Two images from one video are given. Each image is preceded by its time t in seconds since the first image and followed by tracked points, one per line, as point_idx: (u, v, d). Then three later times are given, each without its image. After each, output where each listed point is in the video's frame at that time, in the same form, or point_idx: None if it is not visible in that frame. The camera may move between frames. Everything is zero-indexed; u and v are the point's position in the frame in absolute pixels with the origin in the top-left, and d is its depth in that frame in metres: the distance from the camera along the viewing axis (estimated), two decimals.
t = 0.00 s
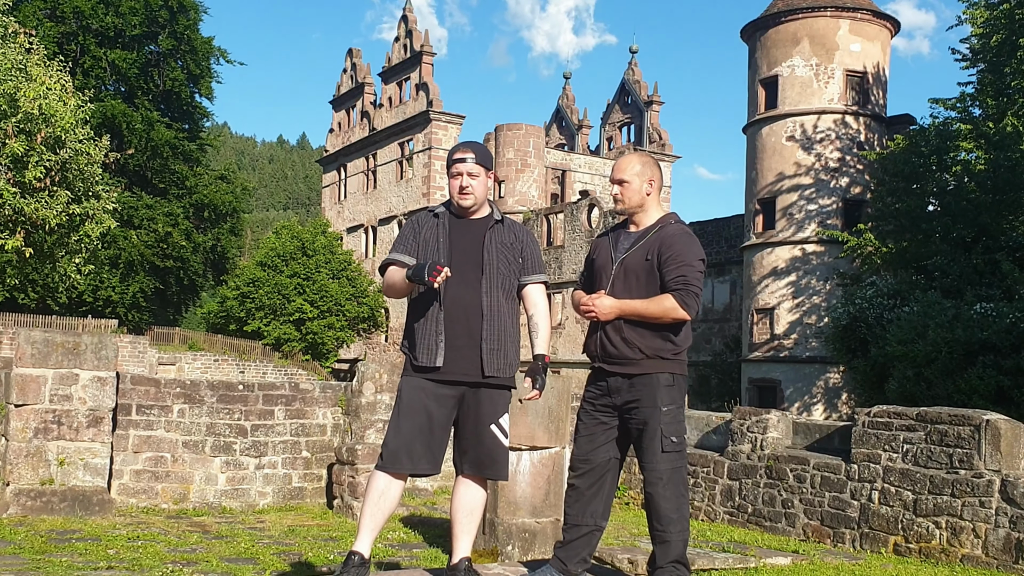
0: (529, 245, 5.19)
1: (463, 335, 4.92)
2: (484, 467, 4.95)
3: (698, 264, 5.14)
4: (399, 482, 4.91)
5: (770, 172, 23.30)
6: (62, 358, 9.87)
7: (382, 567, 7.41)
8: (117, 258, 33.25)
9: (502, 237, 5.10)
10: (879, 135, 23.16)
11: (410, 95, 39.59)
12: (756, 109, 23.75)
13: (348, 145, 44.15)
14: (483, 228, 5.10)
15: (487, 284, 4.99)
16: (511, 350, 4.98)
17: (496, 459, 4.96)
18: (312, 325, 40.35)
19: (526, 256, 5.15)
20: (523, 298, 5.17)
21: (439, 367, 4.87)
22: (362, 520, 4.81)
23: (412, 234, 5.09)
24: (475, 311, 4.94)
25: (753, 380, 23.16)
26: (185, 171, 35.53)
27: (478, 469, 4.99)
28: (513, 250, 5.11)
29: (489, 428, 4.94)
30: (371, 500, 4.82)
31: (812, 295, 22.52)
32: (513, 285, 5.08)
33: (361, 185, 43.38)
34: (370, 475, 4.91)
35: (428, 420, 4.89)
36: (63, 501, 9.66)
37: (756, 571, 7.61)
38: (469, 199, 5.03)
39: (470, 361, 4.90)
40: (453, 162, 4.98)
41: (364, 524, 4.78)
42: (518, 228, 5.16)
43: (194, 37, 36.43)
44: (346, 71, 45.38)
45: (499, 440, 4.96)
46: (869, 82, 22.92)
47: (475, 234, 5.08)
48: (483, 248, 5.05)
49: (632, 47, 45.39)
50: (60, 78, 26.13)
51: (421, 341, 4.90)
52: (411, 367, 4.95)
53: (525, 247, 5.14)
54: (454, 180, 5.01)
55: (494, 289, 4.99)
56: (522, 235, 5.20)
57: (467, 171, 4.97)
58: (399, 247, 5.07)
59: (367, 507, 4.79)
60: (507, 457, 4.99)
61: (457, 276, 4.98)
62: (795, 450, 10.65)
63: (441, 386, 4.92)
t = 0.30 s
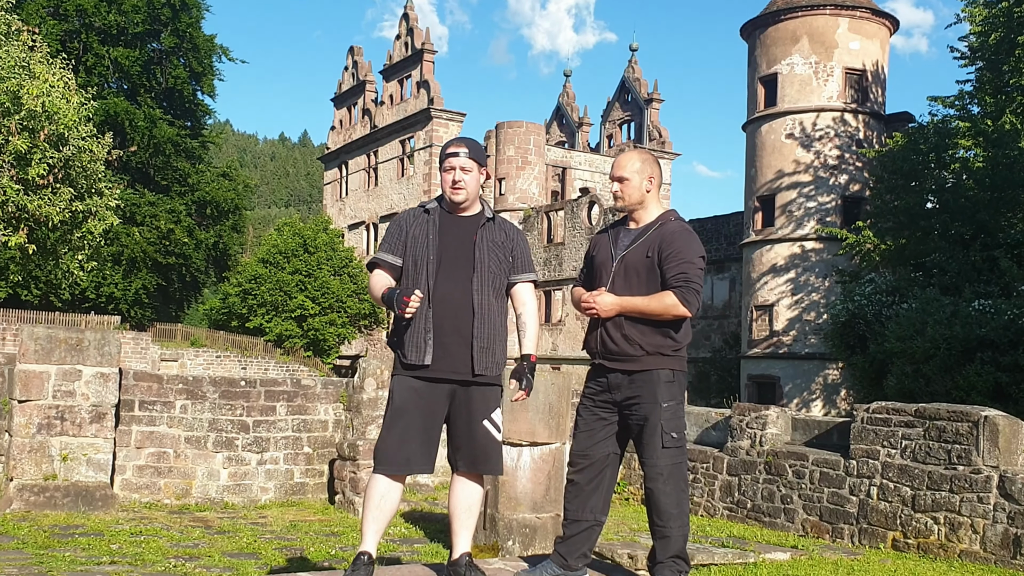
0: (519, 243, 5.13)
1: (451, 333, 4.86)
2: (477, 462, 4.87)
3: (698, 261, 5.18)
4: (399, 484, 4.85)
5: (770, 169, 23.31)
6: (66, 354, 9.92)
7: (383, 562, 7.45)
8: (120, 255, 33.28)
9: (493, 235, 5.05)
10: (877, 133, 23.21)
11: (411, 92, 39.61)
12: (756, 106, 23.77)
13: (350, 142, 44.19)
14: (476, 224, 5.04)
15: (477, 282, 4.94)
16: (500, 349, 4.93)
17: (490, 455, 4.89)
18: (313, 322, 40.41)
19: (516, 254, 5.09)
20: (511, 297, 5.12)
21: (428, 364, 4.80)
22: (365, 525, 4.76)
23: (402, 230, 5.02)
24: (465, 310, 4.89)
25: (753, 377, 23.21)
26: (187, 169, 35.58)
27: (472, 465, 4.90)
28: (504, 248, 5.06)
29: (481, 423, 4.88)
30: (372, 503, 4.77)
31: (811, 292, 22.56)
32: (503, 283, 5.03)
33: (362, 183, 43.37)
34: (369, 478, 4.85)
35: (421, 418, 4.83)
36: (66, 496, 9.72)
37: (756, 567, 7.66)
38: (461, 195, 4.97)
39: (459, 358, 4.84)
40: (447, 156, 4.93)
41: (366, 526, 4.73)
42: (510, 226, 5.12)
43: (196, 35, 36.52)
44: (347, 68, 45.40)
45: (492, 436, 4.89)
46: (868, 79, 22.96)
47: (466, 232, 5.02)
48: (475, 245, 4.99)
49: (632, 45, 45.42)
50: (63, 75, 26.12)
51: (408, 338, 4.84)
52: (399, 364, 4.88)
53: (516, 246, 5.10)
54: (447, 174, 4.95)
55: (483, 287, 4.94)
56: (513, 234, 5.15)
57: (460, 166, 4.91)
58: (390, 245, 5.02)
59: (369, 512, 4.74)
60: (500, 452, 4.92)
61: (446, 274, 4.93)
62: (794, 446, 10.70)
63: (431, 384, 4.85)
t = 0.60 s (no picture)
0: (492, 231, 5.01)
1: (430, 325, 4.73)
2: (460, 455, 4.74)
3: (697, 256, 5.21)
4: (391, 478, 4.78)
5: (769, 166, 23.35)
6: (69, 349, 10.00)
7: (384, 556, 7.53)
8: (122, 251, 33.32)
9: (464, 224, 4.91)
10: (876, 130, 23.25)
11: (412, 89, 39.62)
12: (755, 103, 23.79)
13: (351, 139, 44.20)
14: (448, 214, 4.92)
15: (455, 271, 4.82)
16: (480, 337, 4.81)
17: (473, 447, 4.76)
18: (315, 318, 40.47)
19: (490, 243, 4.96)
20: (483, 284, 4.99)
21: (408, 357, 4.68)
22: (361, 521, 4.70)
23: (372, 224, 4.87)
24: (443, 300, 4.77)
25: (752, 372, 23.27)
26: (189, 165, 35.61)
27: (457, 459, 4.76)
28: (478, 237, 4.93)
29: (462, 416, 4.72)
30: (367, 500, 4.72)
31: (810, 288, 22.58)
32: (475, 271, 4.89)
33: (363, 179, 43.37)
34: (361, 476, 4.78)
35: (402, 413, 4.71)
36: (69, 491, 9.77)
37: (755, 561, 7.70)
38: (433, 185, 4.84)
39: (440, 350, 4.71)
40: (417, 148, 4.80)
41: (364, 522, 4.69)
42: (481, 215, 4.98)
43: (198, 32, 36.56)
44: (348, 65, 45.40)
45: (473, 428, 4.74)
46: (867, 76, 22.97)
47: (439, 223, 4.89)
48: (449, 234, 4.86)
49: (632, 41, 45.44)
50: (65, 72, 26.10)
51: (387, 331, 4.72)
52: (378, 359, 4.76)
53: (488, 234, 4.95)
54: (419, 166, 4.82)
55: (461, 276, 4.82)
56: (485, 222, 5.02)
57: (432, 156, 4.80)
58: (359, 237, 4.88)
59: (363, 508, 4.70)
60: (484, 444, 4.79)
61: (421, 264, 4.82)
62: (793, 441, 10.75)
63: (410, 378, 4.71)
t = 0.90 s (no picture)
0: (462, 224, 5.02)
1: (410, 322, 4.73)
2: (438, 450, 4.74)
3: (698, 254, 5.24)
4: (382, 473, 4.83)
5: (769, 165, 23.38)
6: (73, 347, 10.05)
7: (387, 553, 7.60)
8: (126, 249, 33.38)
9: (437, 219, 4.91)
10: (876, 129, 23.26)
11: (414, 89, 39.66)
12: (756, 102, 23.82)
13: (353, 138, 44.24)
14: (419, 210, 4.91)
15: (431, 266, 4.82)
16: (460, 331, 4.83)
17: (454, 440, 4.76)
18: (317, 316, 40.52)
19: (462, 235, 4.98)
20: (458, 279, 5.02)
21: (388, 356, 4.67)
22: (359, 518, 4.78)
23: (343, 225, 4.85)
24: (421, 296, 4.78)
25: (752, 370, 23.31)
26: (192, 164, 35.69)
27: (438, 454, 4.75)
28: (450, 231, 4.93)
29: (439, 410, 4.73)
30: (361, 498, 4.77)
31: (810, 286, 22.59)
32: (450, 266, 4.91)
33: (366, 178, 43.40)
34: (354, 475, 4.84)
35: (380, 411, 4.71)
36: (74, 488, 9.83)
37: (755, 558, 7.74)
38: (400, 183, 4.82)
39: (421, 346, 4.72)
40: (379, 149, 4.77)
41: (362, 520, 4.76)
42: (452, 209, 4.99)
43: (201, 31, 36.60)
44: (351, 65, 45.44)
45: (451, 422, 4.74)
46: (867, 76, 22.98)
47: (411, 219, 4.88)
48: (422, 231, 4.86)
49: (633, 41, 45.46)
50: (69, 72, 26.14)
51: (367, 330, 4.70)
52: (358, 359, 4.75)
53: (461, 227, 4.96)
54: (383, 167, 4.80)
55: (438, 270, 4.83)
56: (457, 215, 5.02)
57: (394, 156, 4.77)
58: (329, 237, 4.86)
59: (359, 505, 4.77)
60: (463, 435, 4.78)
61: (397, 260, 4.80)
62: (793, 439, 10.79)
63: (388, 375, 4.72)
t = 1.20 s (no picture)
0: (450, 225, 5.10)
1: (403, 323, 4.78)
2: (434, 445, 4.83)
3: (698, 253, 5.28)
4: (380, 471, 4.83)
5: (769, 164, 23.43)
6: (76, 346, 10.09)
7: (388, 550, 7.65)
8: (129, 249, 33.45)
9: (428, 220, 4.97)
10: (875, 129, 23.29)
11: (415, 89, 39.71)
12: (756, 102, 23.86)
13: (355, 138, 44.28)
14: (408, 211, 4.95)
15: (421, 267, 4.87)
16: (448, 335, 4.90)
17: (450, 436, 4.85)
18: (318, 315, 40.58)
19: (452, 237, 5.07)
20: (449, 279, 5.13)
21: (383, 357, 4.71)
22: (358, 517, 4.78)
23: (335, 230, 4.83)
24: (412, 297, 4.82)
25: (752, 369, 23.35)
26: (195, 164, 35.77)
27: (432, 450, 4.85)
28: (440, 232, 5.01)
29: (439, 408, 4.80)
30: (362, 496, 4.76)
31: (809, 285, 22.61)
32: (441, 266, 5.00)
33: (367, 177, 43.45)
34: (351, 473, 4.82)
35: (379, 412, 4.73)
36: (76, 486, 9.89)
37: (753, 556, 7.77)
38: (389, 185, 4.84)
39: (413, 347, 4.77)
40: (372, 148, 4.81)
41: (363, 518, 4.75)
42: (441, 211, 5.07)
43: (203, 31, 36.66)
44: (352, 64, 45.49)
45: (449, 417, 4.83)
46: (866, 76, 23.00)
47: (401, 222, 4.92)
48: (413, 233, 4.91)
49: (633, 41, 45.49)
50: (72, 72, 26.18)
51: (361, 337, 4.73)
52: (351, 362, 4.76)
53: (451, 230, 5.06)
54: (373, 167, 4.83)
55: (429, 272, 4.88)
56: (446, 217, 5.11)
57: (385, 157, 4.81)
58: (321, 246, 4.81)
59: (360, 504, 4.76)
60: (457, 432, 4.88)
61: (388, 266, 4.83)
62: (793, 437, 10.83)
63: (385, 375, 4.75)
